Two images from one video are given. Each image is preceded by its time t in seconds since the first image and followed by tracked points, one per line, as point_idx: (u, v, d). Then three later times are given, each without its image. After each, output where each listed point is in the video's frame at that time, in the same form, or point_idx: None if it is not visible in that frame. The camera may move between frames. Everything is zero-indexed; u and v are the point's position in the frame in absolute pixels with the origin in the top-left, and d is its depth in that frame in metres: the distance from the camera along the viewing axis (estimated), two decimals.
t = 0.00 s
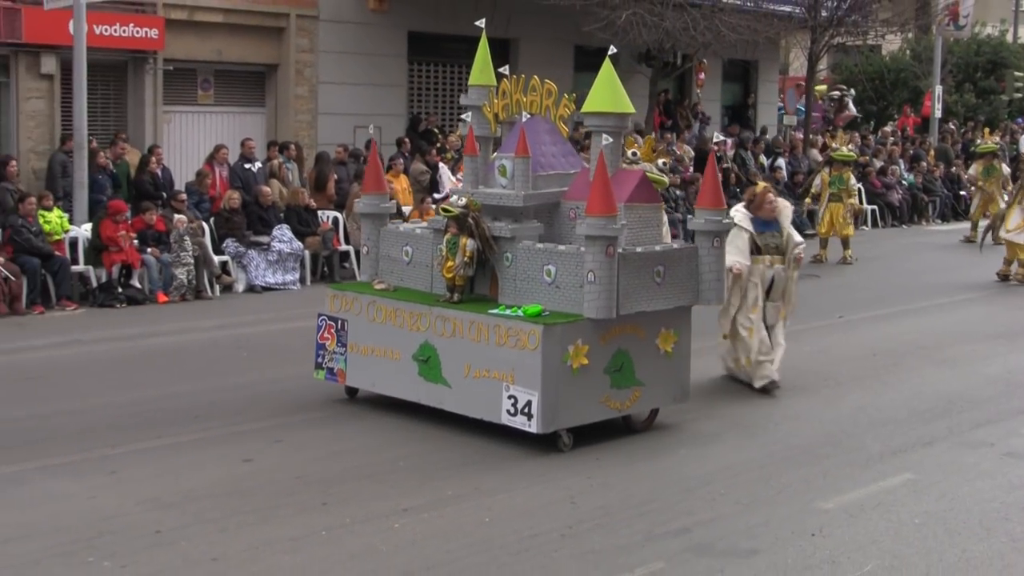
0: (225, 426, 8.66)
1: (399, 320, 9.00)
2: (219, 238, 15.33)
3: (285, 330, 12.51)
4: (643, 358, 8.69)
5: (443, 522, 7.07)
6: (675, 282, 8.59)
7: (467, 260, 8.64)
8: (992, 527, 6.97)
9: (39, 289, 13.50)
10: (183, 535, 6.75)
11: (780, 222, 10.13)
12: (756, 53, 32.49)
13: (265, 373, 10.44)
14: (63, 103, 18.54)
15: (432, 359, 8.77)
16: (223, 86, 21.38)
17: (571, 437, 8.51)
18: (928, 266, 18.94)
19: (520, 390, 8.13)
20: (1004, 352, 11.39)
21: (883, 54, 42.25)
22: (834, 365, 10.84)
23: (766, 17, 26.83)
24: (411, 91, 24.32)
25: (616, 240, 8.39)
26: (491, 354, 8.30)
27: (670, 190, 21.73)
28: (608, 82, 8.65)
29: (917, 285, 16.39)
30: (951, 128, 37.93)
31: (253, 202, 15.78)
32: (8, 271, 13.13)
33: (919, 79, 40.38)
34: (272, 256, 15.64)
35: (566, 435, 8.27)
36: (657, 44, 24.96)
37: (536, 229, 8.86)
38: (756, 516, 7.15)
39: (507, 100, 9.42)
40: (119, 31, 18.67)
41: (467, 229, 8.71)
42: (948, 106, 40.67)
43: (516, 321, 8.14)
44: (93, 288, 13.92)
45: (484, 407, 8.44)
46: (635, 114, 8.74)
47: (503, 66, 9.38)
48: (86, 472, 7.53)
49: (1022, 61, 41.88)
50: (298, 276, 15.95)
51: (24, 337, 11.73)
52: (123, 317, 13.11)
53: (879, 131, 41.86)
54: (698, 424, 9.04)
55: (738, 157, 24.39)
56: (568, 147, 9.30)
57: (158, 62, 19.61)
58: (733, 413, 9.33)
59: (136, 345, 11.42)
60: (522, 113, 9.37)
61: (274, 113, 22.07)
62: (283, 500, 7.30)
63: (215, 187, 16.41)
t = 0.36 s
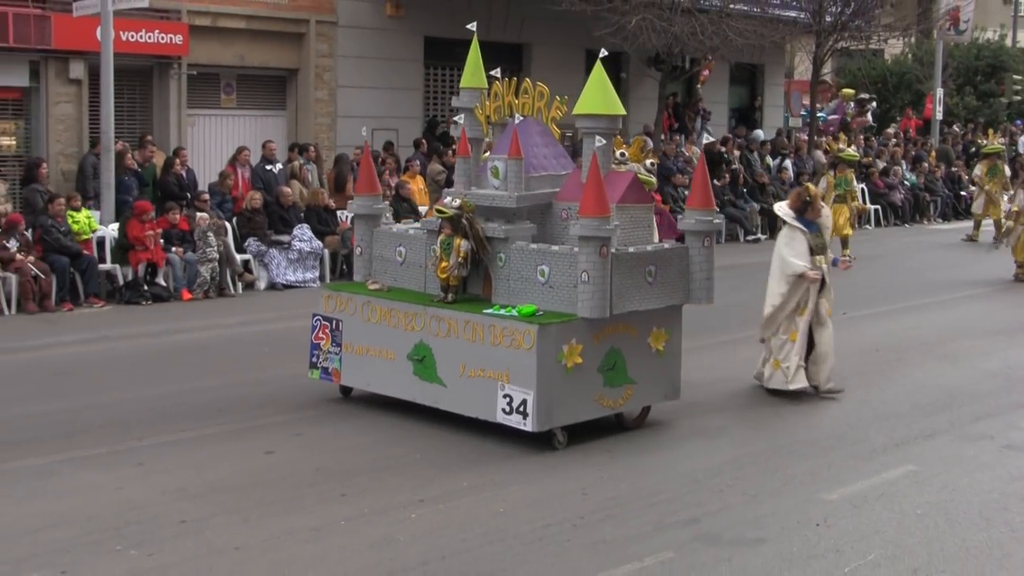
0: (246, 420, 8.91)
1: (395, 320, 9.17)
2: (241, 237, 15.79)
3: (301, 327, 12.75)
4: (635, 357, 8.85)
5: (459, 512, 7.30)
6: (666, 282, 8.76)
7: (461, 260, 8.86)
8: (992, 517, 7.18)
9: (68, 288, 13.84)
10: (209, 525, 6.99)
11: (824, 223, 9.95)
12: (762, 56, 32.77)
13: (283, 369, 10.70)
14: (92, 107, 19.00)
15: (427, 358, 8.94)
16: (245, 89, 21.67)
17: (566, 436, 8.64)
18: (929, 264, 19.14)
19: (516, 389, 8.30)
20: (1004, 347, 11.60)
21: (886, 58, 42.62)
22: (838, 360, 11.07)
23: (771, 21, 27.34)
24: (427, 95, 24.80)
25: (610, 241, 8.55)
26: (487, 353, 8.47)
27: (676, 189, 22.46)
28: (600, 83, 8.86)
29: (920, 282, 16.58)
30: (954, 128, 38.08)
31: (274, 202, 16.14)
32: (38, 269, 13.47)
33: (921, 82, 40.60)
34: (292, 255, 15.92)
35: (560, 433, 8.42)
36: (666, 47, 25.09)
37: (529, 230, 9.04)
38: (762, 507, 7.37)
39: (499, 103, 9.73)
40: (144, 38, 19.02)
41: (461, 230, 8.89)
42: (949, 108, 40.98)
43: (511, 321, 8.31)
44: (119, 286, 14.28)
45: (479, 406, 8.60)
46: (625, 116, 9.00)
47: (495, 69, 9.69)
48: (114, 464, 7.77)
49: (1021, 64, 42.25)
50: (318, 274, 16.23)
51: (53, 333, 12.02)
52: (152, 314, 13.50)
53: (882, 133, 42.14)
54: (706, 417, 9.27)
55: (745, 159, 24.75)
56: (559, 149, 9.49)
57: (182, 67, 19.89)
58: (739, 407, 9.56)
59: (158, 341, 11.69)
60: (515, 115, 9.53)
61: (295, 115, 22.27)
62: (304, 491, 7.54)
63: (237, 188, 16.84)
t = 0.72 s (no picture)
0: (261, 414, 9.16)
1: (381, 319, 9.27)
2: (257, 236, 16.13)
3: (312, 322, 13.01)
4: (618, 357, 8.91)
5: (469, 502, 7.53)
6: (649, 283, 8.81)
7: (446, 260, 8.96)
8: (987, 507, 7.39)
9: (90, 285, 14.27)
10: (227, 515, 7.22)
11: (869, 227, 9.77)
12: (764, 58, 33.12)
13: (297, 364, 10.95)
14: (113, 109, 19.69)
15: (412, 357, 9.02)
16: (261, 91, 22.19)
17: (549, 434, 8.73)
18: (928, 263, 19.42)
19: (496, 387, 8.36)
20: (1000, 342, 11.86)
21: (884, 63, 43.28)
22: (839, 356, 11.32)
23: (772, 26, 27.48)
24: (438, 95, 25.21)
25: (591, 243, 8.70)
26: (469, 352, 8.54)
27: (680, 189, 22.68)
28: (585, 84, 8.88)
29: (919, 279, 16.87)
30: (947, 133, 38.84)
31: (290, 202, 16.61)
32: (61, 267, 13.94)
33: (918, 85, 41.63)
34: (307, 253, 16.29)
35: (541, 432, 8.50)
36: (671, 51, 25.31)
37: (514, 231, 9.13)
38: (763, 497, 7.59)
39: (486, 104, 9.76)
40: (164, 43, 19.50)
41: (446, 230, 8.99)
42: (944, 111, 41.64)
43: (493, 320, 8.36)
44: (140, 283, 14.76)
45: (461, 404, 8.67)
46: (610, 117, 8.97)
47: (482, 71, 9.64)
48: (132, 456, 8.01)
49: (1015, 68, 42.99)
50: (333, 271, 16.57)
51: (76, 328, 12.32)
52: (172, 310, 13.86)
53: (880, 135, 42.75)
54: (709, 410, 9.52)
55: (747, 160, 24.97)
56: (546, 150, 9.60)
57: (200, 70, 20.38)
58: (741, 400, 9.80)
59: (175, 337, 11.97)
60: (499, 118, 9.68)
61: (310, 118, 22.75)
62: (319, 483, 7.77)
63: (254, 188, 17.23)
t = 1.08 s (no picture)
0: (275, 410, 9.42)
1: (368, 318, 9.40)
2: (275, 235, 16.51)
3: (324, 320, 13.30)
4: (600, 357, 8.97)
5: (479, 493, 7.76)
6: (631, 283, 8.84)
7: (431, 260, 9.02)
8: (984, 499, 7.60)
9: (113, 282, 14.68)
10: (246, 506, 7.46)
11: (917, 232, 9.40)
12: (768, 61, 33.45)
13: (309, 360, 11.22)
14: (134, 114, 20.09)
15: (397, 355, 9.15)
16: (278, 94, 22.60)
17: (529, 432, 8.82)
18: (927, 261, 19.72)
19: (476, 386, 8.44)
20: (996, 336, 12.10)
21: (883, 68, 43.91)
22: (839, 352, 11.56)
23: (773, 31, 27.23)
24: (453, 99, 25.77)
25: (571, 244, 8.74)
26: (450, 351, 8.63)
27: (685, 189, 22.91)
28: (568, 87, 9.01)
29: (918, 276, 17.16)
30: (943, 134, 39.33)
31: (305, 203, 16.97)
32: (85, 265, 14.34)
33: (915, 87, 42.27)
34: (323, 252, 16.54)
35: (521, 430, 8.62)
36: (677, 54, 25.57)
37: (499, 231, 9.18)
38: (766, 489, 7.80)
39: (474, 106, 9.72)
40: (184, 48, 19.78)
41: (431, 231, 9.08)
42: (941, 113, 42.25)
43: (472, 319, 8.44)
44: (161, 281, 15.09)
45: (443, 402, 8.77)
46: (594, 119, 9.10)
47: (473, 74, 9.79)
48: (152, 450, 8.26)
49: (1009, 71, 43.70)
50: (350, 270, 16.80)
51: (99, 324, 12.63)
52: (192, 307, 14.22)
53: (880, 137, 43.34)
54: (712, 403, 9.76)
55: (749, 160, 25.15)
56: (533, 152, 9.65)
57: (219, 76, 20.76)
58: (743, 394, 10.02)
59: (190, 334, 12.25)
60: (487, 120, 9.72)
61: (325, 121, 23.16)
62: (333, 475, 8.02)
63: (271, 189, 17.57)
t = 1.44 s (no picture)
0: (292, 407, 9.68)
1: (360, 319, 9.50)
2: (293, 235, 16.84)
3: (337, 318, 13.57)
4: (589, 357, 9.09)
5: (492, 486, 7.99)
6: (619, 284, 8.97)
7: (422, 261, 9.15)
8: (983, 493, 7.81)
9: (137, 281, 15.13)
10: (265, 498, 7.68)
11: (971, 244, 9.19)
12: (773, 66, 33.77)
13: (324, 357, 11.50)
14: (159, 117, 20.43)
15: (388, 356, 9.24)
16: (297, 98, 22.94)
17: (517, 432, 8.97)
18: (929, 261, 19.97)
19: (465, 386, 8.54)
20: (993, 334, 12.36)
21: (884, 73, 44.36)
22: (840, 349, 11.83)
23: (778, 37, 27.46)
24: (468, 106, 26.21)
25: (561, 245, 8.94)
26: (440, 351, 8.73)
27: (692, 191, 23.18)
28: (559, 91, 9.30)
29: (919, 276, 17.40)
30: (943, 138, 39.70)
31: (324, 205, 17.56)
32: (110, 265, 14.78)
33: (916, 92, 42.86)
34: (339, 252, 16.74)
35: (510, 430, 8.73)
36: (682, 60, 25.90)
37: (489, 233, 9.26)
38: (770, 483, 8.01)
39: (467, 110, 9.81)
40: (205, 54, 20.26)
41: (422, 233, 9.19)
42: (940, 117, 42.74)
43: (462, 320, 8.56)
44: (184, 279, 15.59)
45: (433, 402, 8.87)
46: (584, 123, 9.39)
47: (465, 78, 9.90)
48: (172, 445, 8.50)
49: (1006, 76, 44.17)
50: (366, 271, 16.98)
51: (123, 321, 13.09)
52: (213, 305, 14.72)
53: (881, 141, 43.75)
54: (718, 398, 10.01)
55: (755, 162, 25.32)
56: (523, 155, 9.79)
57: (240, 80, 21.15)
58: (748, 390, 10.27)
59: (208, 332, 12.54)
60: (478, 122, 9.76)
61: (343, 124, 23.50)
62: (349, 469, 8.25)
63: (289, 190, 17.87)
